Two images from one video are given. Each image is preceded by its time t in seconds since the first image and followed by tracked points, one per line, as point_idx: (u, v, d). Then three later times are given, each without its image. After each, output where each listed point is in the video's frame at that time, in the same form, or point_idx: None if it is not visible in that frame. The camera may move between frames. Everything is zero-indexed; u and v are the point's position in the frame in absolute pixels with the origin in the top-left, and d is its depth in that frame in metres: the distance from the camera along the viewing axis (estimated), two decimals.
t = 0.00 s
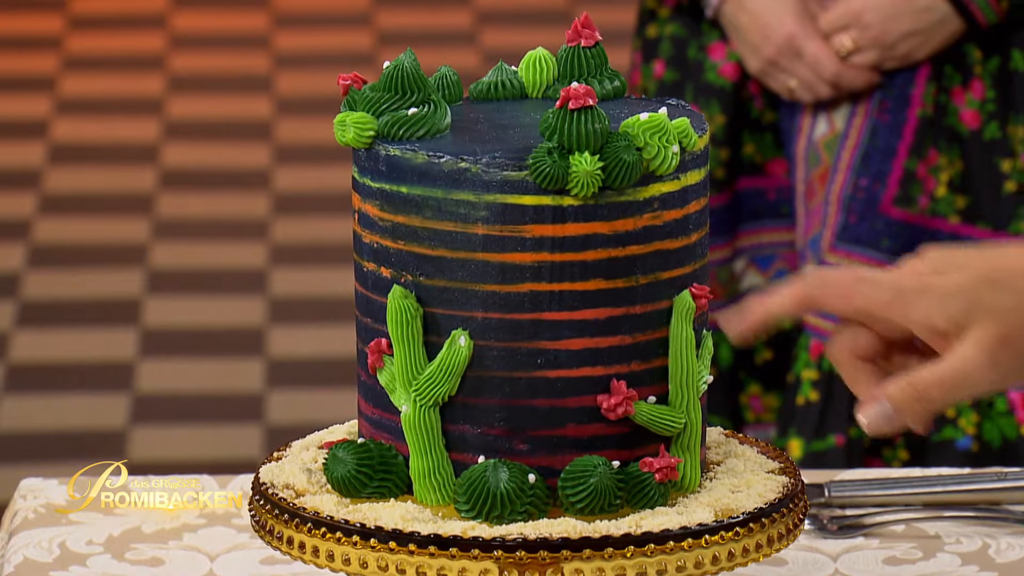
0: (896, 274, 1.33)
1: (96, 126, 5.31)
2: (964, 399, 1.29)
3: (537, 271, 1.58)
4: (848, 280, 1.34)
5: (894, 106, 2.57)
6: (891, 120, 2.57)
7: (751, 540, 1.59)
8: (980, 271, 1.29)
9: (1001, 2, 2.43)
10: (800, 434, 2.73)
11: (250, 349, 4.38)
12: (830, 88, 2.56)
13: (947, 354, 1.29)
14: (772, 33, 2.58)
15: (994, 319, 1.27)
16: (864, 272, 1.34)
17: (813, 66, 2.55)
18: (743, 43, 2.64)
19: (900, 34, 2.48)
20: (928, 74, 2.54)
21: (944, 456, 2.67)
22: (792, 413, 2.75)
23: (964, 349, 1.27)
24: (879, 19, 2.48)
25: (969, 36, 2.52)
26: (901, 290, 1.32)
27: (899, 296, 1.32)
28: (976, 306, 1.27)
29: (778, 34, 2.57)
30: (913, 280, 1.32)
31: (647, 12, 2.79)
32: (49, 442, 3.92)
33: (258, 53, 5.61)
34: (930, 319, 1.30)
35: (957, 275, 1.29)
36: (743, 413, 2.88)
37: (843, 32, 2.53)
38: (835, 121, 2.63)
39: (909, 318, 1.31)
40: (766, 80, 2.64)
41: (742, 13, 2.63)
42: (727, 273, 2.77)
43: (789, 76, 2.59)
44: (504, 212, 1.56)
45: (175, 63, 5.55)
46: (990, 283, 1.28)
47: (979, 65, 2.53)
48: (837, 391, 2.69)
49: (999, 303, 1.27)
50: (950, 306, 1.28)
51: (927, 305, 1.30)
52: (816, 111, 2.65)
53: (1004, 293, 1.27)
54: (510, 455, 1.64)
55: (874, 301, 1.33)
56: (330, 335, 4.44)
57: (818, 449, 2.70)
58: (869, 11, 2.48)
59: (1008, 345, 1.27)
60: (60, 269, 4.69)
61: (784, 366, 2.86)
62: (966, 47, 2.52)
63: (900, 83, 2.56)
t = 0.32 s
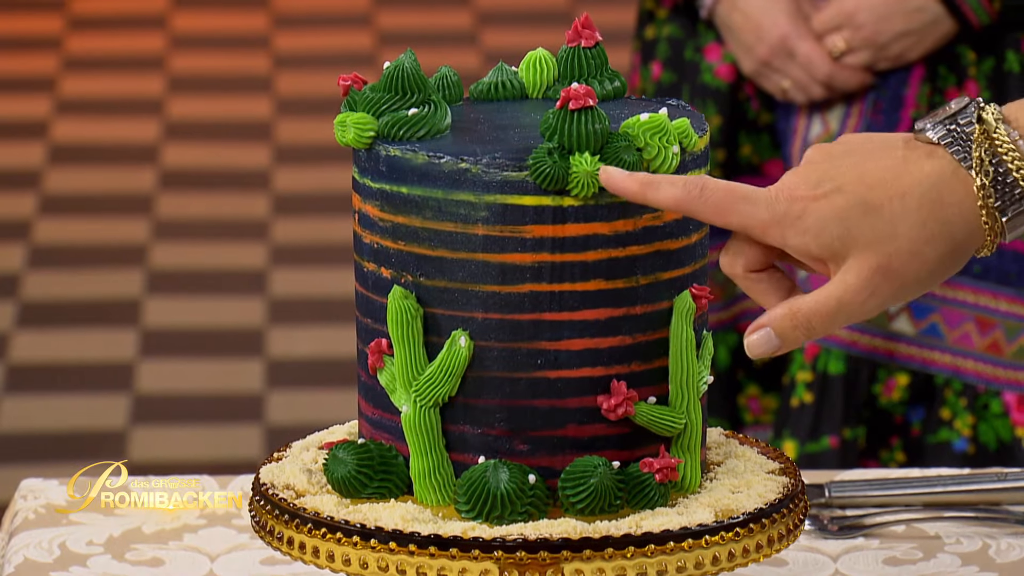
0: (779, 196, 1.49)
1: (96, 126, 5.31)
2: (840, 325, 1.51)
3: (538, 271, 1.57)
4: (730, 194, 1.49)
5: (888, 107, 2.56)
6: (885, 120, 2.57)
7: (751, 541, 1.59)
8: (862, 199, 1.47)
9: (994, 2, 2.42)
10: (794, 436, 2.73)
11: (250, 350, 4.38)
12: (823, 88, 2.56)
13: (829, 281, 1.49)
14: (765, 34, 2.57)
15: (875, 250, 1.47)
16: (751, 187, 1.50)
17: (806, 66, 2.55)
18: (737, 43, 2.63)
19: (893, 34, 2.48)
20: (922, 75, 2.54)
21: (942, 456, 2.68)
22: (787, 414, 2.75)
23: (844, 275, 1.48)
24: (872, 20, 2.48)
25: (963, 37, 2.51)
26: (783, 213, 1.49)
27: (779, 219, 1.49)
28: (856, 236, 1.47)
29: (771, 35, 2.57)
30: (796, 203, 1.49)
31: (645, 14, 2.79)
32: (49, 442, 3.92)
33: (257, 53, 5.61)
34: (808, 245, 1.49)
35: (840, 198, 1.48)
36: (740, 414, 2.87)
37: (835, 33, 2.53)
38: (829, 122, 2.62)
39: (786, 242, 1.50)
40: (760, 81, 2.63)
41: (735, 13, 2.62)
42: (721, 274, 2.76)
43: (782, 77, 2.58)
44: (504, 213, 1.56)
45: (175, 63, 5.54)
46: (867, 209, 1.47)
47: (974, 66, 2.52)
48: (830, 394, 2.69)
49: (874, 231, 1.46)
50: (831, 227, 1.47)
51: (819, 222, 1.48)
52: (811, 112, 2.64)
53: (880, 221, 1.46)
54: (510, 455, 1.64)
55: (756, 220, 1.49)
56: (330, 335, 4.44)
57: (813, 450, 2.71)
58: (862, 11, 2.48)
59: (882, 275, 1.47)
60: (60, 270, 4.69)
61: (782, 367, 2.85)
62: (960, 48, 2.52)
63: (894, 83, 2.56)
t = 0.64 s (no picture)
0: (769, 205, 1.48)
1: (95, 127, 5.31)
2: (831, 333, 1.51)
3: (537, 272, 1.58)
4: (720, 208, 1.48)
5: (886, 109, 2.56)
6: (883, 122, 2.56)
7: (751, 542, 1.59)
8: (850, 206, 1.46)
9: (992, 3, 2.42)
10: (793, 438, 2.73)
11: (250, 350, 4.38)
12: (821, 90, 2.56)
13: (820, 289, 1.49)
14: (763, 36, 2.57)
15: (864, 258, 1.46)
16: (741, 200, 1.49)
17: (804, 68, 2.55)
18: (735, 46, 2.63)
19: (891, 35, 2.48)
20: (920, 76, 2.54)
21: (942, 458, 2.68)
22: (786, 416, 2.75)
23: (835, 284, 1.47)
24: (870, 21, 2.48)
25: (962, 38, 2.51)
26: (773, 223, 1.48)
27: (768, 229, 1.48)
28: (845, 243, 1.46)
29: (769, 37, 2.57)
30: (786, 213, 1.48)
31: (642, 16, 2.77)
32: (49, 443, 3.92)
33: (257, 54, 5.61)
34: (799, 253, 1.48)
35: (828, 205, 1.47)
36: (739, 416, 2.87)
37: (834, 35, 2.53)
38: (828, 124, 2.62)
39: (777, 251, 1.49)
40: (758, 83, 2.63)
41: (734, 16, 2.61)
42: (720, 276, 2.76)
43: (781, 79, 2.58)
44: (504, 214, 1.56)
45: (175, 64, 5.54)
46: (856, 217, 1.46)
47: (973, 68, 2.52)
48: (829, 396, 2.69)
49: (864, 238, 1.45)
50: (821, 235, 1.46)
51: (809, 230, 1.47)
52: (809, 114, 2.63)
53: (869, 228, 1.45)
54: (509, 456, 1.64)
55: (745, 230, 1.49)
56: (330, 336, 4.44)
57: (811, 452, 2.71)
58: (861, 12, 2.48)
59: (873, 282, 1.46)
60: (61, 271, 4.69)
61: (781, 369, 2.85)
62: (958, 50, 2.52)
63: (892, 85, 2.55)
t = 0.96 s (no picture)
0: (768, 246, 1.49)
1: (94, 129, 5.31)
2: (838, 369, 1.51)
3: (536, 274, 1.58)
4: (721, 251, 1.49)
5: (881, 111, 2.55)
6: (878, 124, 2.56)
7: (750, 543, 1.59)
8: (848, 244, 1.46)
9: (986, 5, 2.42)
10: (788, 439, 2.74)
11: (249, 352, 4.38)
12: (816, 92, 2.56)
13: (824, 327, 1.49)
14: (757, 38, 2.58)
15: (865, 295, 1.46)
16: (739, 241, 1.49)
17: (799, 70, 2.55)
18: (730, 47, 2.62)
19: (885, 37, 2.48)
20: (915, 78, 2.52)
21: (938, 459, 2.68)
22: (781, 418, 2.77)
23: (837, 322, 1.47)
24: (864, 23, 2.49)
25: (956, 40, 2.50)
26: (773, 263, 1.48)
27: (769, 270, 1.48)
28: (845, 280, 1.46)
29: (763, 39, 2.57)
30: (786, 252, 1.48)
31: (640, 18, 2.75)
32: (47, 445, 3.92)
33: (256, 56, 5.62)
34: (801, 293, 1.48)
35: (827, 244, 1.47)
36: (737, 418, 2.86)
37: (828, 37, 2.54)
38: (824, 125, 2.62)
39: (780, 291, 1.49)
40: (753, 85, 2.63)
41: (728, 17, 2.61)
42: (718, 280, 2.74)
43: (776, 80, 2.58)
44: (503, 215, 1.56)
45: (174, 66, 5.55)
46: (855, 253, 1.46)
47: (967, 69, 2.51)
48: (824, 399, 2.71)
49: (863, 275, 1.45)
50: (821, 273, 1.46)
51: (808, 269, 1.47)
52: (804, 115, 2.63)
53: (869, 265, 1.45)
54: (508, 458, 1.64)
55: (748, 271, 1.49)
56: (328, 337, 4.44)
57: (806, 453, 2.72)
58: (854, 14, 2.49)
59: (875, 318, 1.47)
60: (58, 273, 4.68)
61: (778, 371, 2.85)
62: (953, 52, 2.51)
63: (887, 87, 2.55)
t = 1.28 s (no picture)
0: (768, 288, 1.44)
1: (92, 132, 5.31)
2: (845, 408, 1.47)
3: (533, 277, 1.57)
4: (720, 296, 1.44)
5: (876, 112, 2.56)
6: (873, 125, 2.57)
7: (747, 546, 1.59)
8: (847, 282, 1.42)
9: (978, 6, 2.41)
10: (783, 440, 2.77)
11: (246, 355, 4.38)
12: (810, 93, 2.55)
13: (827, 368, 1.45)
14: (752, 40, 2.57)
15: (866, 332, 1.42)
16: (740, 285, 1.45)
17: (793, 72, 2.55)
18: (725, 49, 2.62)
19: (878, 39, 2.48)
20: (910, 79, 2.54)
21: (933, 461, 2.68)
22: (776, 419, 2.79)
23: (840, 361, 1.43)
24: (858, 25, 2.48)
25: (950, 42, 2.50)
26: (773, 305, 1.44)
27: (769, 312, 1.44)
28: (844, 319, 1.41)
29: (758, 41, 2.56)
30: (786, 294, 1.44)
31: (636, 19, 2.75)
32: (44, 448, 3.91)
33: (254, 58, 5.61)
34: (803, 333, 1.43)
35: (825, 284, 1.43)
36: (732, 419, 2.86)
37: (822, 38, 2.53)
38: (818, 127, 2.61)
39: (781, 333, 1.45)
40: (749, 87, 2.62)
41: (723, 19, 2.61)
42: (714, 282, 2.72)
43: (770, 82, 2.58)
44: (499, 217, 1.56)
45: (171, 69, 5.55)
46: (854, 291, 1.41)
47: (962, 71, 2.50)
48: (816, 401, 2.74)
49: (863, 312, 1.41)
50: (822, 313, 1.42)
51: (809, 309, 1.42)
52: (799, 117, 2.62)
53: (868, 302, 1.41)
54: (506, 460, 1.64)
55: (749, 315, 1.44)
56: (326, 340, 4.43)
57: (801, 454, 2.74)
58: (848, 15, 2.48)
59: (877, 356, 1.42)
60: (56, 276, 4.68)
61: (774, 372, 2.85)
62: (947, 53, 2.50)
63: (882, 88, 2.55)
